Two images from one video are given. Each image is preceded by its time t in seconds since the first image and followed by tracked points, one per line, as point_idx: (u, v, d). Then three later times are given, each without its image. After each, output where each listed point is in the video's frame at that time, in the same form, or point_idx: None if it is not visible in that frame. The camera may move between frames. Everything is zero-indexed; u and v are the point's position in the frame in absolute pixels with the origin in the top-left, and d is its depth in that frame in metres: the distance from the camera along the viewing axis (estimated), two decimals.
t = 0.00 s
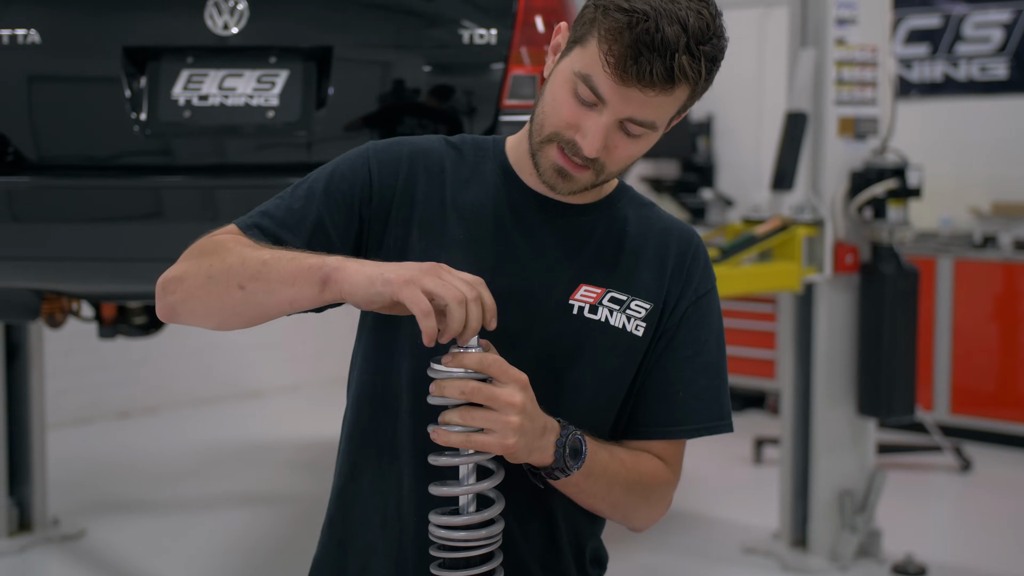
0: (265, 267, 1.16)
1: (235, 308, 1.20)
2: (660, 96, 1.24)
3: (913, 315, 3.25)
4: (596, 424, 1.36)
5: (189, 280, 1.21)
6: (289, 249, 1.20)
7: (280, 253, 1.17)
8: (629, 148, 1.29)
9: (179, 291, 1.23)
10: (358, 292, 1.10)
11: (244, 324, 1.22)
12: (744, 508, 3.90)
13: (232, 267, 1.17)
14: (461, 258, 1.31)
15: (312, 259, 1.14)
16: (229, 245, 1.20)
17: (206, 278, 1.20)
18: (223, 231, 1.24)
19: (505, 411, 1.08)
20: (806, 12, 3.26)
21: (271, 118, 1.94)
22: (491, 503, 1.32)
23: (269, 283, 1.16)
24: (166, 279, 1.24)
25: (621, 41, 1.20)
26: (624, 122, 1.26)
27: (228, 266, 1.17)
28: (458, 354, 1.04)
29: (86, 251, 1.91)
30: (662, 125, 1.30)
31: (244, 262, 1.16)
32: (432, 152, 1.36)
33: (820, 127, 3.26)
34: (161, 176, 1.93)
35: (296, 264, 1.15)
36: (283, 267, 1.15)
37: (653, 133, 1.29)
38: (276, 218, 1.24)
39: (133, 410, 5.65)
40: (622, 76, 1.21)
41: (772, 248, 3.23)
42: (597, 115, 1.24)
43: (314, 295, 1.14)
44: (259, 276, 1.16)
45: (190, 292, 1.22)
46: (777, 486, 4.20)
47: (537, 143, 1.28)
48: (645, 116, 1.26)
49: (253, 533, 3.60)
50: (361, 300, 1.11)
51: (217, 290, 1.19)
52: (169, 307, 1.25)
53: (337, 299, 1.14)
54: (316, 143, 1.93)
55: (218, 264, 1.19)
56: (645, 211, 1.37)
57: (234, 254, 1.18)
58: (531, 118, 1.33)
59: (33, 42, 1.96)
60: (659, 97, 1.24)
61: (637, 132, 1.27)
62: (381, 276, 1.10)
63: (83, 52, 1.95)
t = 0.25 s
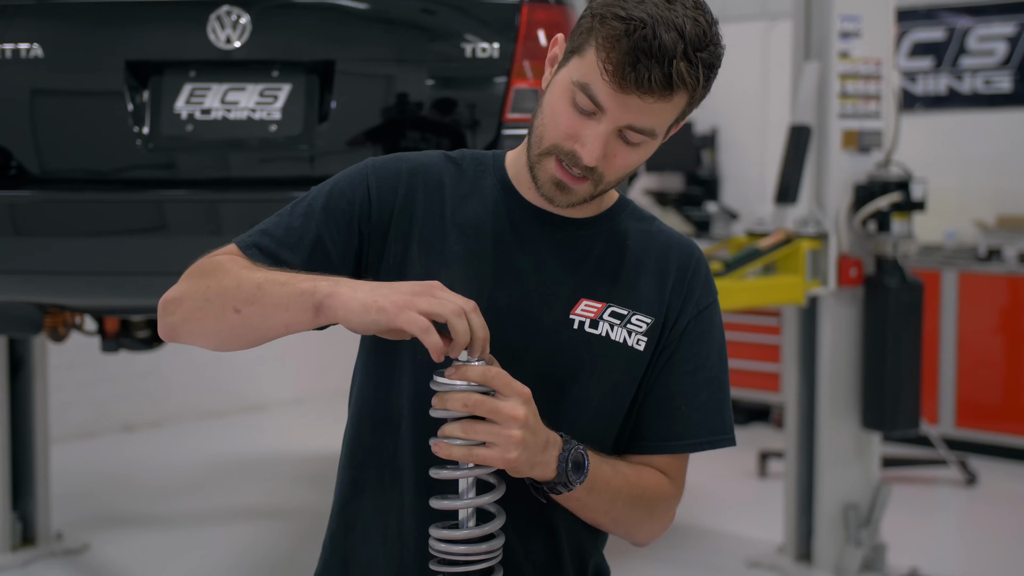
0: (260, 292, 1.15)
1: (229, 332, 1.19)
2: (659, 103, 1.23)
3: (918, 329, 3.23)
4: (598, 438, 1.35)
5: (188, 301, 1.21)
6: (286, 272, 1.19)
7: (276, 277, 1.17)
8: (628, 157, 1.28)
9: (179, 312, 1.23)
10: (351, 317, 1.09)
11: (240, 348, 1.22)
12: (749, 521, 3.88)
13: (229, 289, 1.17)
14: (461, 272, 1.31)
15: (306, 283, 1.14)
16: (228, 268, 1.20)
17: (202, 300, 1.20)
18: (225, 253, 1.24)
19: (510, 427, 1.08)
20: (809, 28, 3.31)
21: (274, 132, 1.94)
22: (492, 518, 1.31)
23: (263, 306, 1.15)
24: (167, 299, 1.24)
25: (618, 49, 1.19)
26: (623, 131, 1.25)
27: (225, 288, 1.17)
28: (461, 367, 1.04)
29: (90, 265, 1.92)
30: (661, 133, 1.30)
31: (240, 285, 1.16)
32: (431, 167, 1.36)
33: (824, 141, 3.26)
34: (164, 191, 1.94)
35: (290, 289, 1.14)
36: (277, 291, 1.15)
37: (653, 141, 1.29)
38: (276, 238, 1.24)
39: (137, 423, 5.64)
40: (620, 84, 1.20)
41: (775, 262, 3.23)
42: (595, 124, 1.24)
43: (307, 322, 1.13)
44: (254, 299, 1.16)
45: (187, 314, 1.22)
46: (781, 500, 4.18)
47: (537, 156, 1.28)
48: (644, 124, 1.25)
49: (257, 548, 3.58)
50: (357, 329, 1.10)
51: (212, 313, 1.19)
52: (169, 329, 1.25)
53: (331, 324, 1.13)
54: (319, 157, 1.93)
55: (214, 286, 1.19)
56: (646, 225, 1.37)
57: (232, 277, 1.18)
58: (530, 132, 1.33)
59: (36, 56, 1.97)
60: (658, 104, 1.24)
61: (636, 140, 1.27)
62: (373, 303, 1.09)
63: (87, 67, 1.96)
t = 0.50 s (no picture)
0: (250, 328, 1.16)
1: (228, 366, 1.20)
2: (649, 104, 1.23)
3: (921, 335, 3.22)
4: (597, 445, 1.35)
5: (192, 335, 1.23)
6: (277, 306, 1.19)
7: (265, 312, 1.17)
8: (621, 160, 1.28)
9: (185, 346, 1.25)
10: (324, 351, 1.07)
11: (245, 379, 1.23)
12: (752, 528, 3.87)
13: (224, 327, 1.18)
14: (458, 279, 1.31)
15: (290, 320, 1.13)
16: (225, 303, 1.21)
17: (202, 335, 1.22)
18: (227, 284, 1.25)
19: (508, 433, 1.07)
20: (811, 34, 3.32)
21: (275, 139, 1.95)
22: (491, 525, 1.31)
23: (252, 343, 1.16)
24: (175, 332, 1.27)
25: (606, 51, 1.20)
26: (614, 134, 1.25)
27: (221, 325, 1.19)
28: (458, 374, 1.03)
29: (92, 272, 1.92)
30: (654, 135, 1.30)
31: (233, 322, 1.17)
32: (428, 177, 1.35)
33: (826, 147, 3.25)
34: (166, 198, 1.94)
35: (278, 326, 1.14)
36: (263, 329, 1.15)
37: (645, 143, 1.29)
38: (280, 261, 1.25)
39: (140, 431, 5.64)
40: (609, 86, 1.20)
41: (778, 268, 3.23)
42: (587, 127, 1.24)
43: (292, 358, 1.13)
44: (246, 335, 1.16)
45: (191, 348, 1.24)
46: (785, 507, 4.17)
47: (531, 161, 1.28)
48: (635, 126, 1.25)
49: (260, 555, 3.57)
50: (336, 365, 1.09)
51: (212, 348, 1.20)
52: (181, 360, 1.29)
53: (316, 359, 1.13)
54: (320, 164, 1.93)
55: (211, 323, 1.20)
56: (644, 230, 1.37)
57: (225, 312, 1.19)
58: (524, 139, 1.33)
59: (37, 64, 1.97)
60: (648, 105, 1.23)
61: (628, 143, 1.27)
62: (340, 330, 1.07)
63: (88, 74, 1.96)
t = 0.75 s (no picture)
0: (263, 350, 1.18)
1: (246, 389, 1.23)
2: (638, 105, 1.23)
3: (925, 340, 3.21)
4: (598, 448, 1.35)
5: (206, 363, 1.27)
6: (286, 324, 1.21)
7: (275, 333, 1.19)
8: (613, 162, 1.27)
9: (201, 374, 1.28)
10: (343, 363, 1.10)
11: (262, 401, 1.26)
12: (757, 534, 3.86)
13: (236, 351, 1.21)
14: (459, 286, 1.31)
15: (302, 338, 1.15)
16: (231, 330, 1.23)
17: (216, 363, 1.25)
18: (235, 310, 1.28)
19: (508, 439, 1.07)
20: (815, 39, 3.31)
21: (277, 146, 1.95)
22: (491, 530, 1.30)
23: (268, 364, 1.18)
24: (190, 362, 1.30)
25: (590, 54, 1.19)
26: (605, 136, 1.25)
27: (236, 350, 1.21)
28: (455, 379, 1.04)
29: (95, 279, 1.92)
30: (647, 136, 1.29)
31: (245, 347, 1.20)
32: (421, 185, 1.35)
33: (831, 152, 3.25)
34: (169, 204, 1.94)
35: (290, 345, 1.16)
36: (278, 349, 1.16)
37: (638, 144, 1.28)
38: (281, 282, 1.26)
39: (145, 437, 5.65)
40: (595, 89, 1.20)
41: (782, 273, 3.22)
42: (576, 131, 1.24)
43: (311, 374, 1.14)
44: (262, 357, 1.18)
45: (207, 376, 1.27)
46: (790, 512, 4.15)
47: (524, 167, 1.28)
48: (626, 127, 1.24)
49: (265, 561, 3.57)
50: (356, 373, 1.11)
51: (228, 374, 1.23)
52: (200, 389, 1.32)
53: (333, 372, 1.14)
54: (323, 171, 1.93)
55: (224, 350, 1.23)
56: (642, 233, 1.37)
57: (239, 338, 1.21)
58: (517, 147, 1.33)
59: (41, 71, 1.98)
60: (636, 106, 1.23)
61: (618, 144, 1.26)
62: (355, 340, 1.09)
63: (91, 81, 1.97)
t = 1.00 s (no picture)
0: (259, 367, 1.19)
1: (249, 407, 1.24)
2: (628, 104, 1.23)
3: (930, 347, 3.21)
4: (599, 456, 1.35)
5: (208, 382, 1.28)
6: (281, 340, 1.21)
7: (269, 349, 1.20)
8: (609, 164, 1.27)
9: (204, 393, 1.29)
10: (335, 375, 1.10)
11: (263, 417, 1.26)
12: (761, 541, 3.85)
13: (235, 368, 1.22)
14: (459, 296, 1.31)
15: (295, 353, 1.15)
16: (232, 346, 1.24)
17: (217, 383, 1.26)
18: (238, 326, 1.29)
19: (511, 447, 1.07)
20: (820, 46, 3.32)
21: (281, 153, 1.95)
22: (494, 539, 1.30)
23: (266, 381, 1.19)
24: (195, 381, 1.31)
25: (579, 55, 1.20)
26: (598, 138, 1.25)
27: (234, 368, 1.22)
28: (461, 388, 1.03)
29: (100, 286, 1.93)
30: (641, 137, 1.29)
31: (242, 364, 1.21)
32: (419, 195, 1.35)
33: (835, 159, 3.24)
34: (174, 212, 1.94)
35: (284, 361, 1.16)
36: (273, 365, 1.17)
37: (632, 145, 1.28)
38: (282, 296, 1.27)
39: (150, 443, 5.65)
40: (585, 89, 1.20)
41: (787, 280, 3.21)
42: (569, 134, 1.24)
43: (306, 388, 1.15)
44: (260, 373, 1.19)
45: (209, 396, 1.28)
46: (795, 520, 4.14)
47: (520, 174, 1.28)
48: (618, 127, 1.24)
49: (270, 568, 3.56)
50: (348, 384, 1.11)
51: (228, 392, 1.24)
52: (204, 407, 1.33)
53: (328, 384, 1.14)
54: (328, 178, 1.93)
55: (223, 370, 1.24)
56: (640, 240, 1.37)
57: (233, 357, 1.23)
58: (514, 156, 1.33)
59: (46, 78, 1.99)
60: (626, 105, 1.23)
61: (612, 146, 1.26)
62: (344, 351, 1.09)
63: (96, 88, 1.97)
